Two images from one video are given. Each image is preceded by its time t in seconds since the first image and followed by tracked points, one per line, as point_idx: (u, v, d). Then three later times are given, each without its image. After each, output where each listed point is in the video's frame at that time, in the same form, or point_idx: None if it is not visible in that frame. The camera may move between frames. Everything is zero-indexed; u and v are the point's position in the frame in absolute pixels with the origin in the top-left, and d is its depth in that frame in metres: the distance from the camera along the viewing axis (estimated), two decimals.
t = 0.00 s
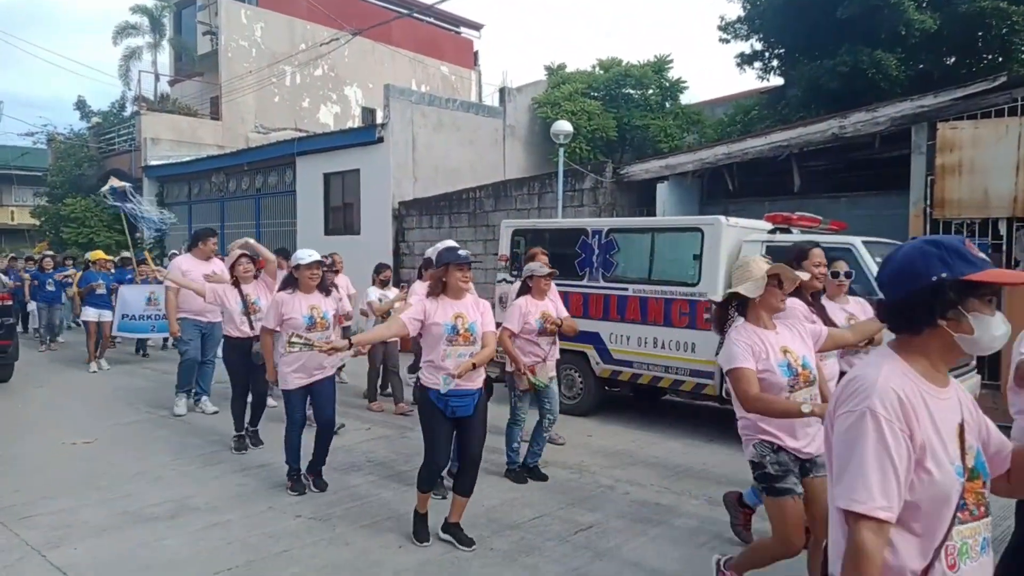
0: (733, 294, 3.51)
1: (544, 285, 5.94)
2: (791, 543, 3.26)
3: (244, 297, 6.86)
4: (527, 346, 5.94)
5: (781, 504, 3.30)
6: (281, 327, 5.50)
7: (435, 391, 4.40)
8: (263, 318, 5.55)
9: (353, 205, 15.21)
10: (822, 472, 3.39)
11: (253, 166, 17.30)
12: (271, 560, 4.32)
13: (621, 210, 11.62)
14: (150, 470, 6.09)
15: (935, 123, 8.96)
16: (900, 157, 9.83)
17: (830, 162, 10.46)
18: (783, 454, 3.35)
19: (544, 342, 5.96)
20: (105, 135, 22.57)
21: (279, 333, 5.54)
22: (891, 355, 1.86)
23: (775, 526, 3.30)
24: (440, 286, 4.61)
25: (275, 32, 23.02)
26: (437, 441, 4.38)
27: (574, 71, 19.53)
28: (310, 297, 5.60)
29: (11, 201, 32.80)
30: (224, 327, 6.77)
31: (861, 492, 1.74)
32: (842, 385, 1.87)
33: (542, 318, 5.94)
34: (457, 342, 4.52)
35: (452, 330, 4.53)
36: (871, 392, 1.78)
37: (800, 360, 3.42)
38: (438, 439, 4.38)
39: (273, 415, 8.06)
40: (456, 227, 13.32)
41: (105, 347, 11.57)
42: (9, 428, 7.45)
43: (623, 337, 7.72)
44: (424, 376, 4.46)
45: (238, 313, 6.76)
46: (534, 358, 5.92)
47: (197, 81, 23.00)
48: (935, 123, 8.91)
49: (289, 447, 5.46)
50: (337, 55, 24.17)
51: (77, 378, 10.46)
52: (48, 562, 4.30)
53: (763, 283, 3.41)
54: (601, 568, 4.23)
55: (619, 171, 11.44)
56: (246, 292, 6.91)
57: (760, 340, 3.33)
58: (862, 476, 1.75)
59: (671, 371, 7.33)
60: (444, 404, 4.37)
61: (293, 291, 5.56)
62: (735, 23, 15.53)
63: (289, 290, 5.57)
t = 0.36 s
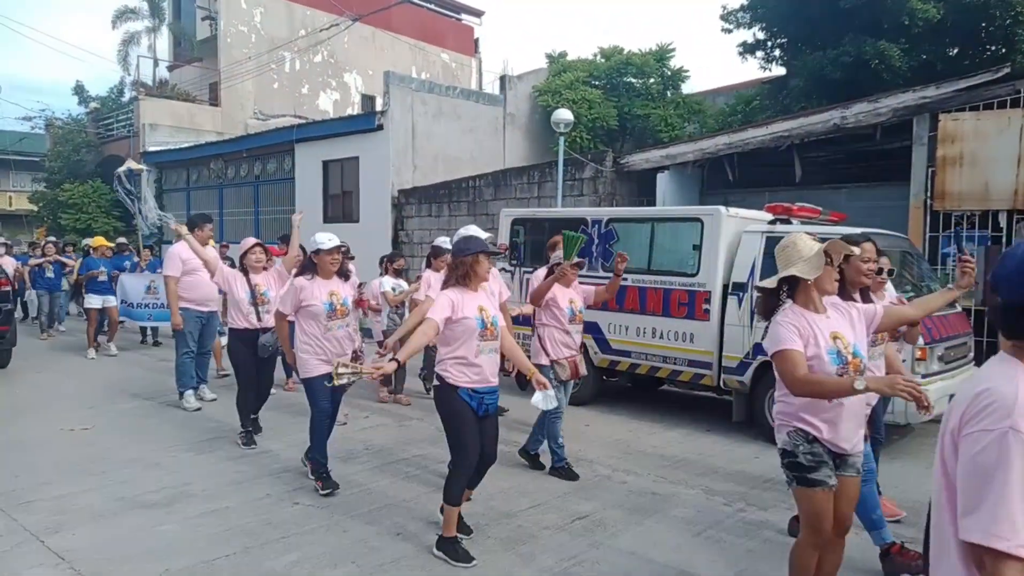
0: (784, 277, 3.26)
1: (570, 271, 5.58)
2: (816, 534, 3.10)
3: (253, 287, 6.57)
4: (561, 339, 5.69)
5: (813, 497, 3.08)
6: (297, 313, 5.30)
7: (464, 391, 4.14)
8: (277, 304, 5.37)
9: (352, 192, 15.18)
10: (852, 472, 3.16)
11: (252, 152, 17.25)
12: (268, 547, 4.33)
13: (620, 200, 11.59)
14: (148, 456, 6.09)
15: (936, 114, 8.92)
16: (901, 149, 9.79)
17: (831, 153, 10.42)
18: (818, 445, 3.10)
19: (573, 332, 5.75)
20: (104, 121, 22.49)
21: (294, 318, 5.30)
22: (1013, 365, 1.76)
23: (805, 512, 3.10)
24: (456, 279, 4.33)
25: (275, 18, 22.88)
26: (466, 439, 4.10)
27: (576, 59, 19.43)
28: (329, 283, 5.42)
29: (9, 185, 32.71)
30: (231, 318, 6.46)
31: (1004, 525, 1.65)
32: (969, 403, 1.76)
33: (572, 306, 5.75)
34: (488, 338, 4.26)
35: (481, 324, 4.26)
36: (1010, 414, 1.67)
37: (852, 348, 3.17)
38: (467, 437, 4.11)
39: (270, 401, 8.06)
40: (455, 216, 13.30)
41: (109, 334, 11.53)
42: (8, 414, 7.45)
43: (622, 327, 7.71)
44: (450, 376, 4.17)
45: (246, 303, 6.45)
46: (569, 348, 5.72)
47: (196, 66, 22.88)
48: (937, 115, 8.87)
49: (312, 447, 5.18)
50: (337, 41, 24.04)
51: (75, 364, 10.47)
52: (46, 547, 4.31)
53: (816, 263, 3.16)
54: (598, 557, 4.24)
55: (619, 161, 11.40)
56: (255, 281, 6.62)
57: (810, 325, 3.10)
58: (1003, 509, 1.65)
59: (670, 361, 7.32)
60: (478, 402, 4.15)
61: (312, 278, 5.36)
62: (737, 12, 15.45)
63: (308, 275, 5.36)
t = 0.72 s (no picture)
0: (818, 277, 3.15)
1: (600, 273, 5.42)
2: (835, 539, 3.10)
3: (270, 286, 6.34)
4: (598, 344, 5.61)
5: (839, 507, 3.06)
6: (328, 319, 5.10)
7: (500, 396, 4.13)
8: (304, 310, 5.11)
9: (354, 190, 15.17)
10: (898, 478, 3.02)
11: (254, 150, 17.25)
12: (270, 544, 4.33)
13: (622, 198, 11.58)
14: (151, 453, 6.10)
15: (939, 113, 8.91)
16: (903, 148, 9.78)
17: (833, 151, 10.41)
18: (851, 455, 3.03)
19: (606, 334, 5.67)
20: (105, 118, 22.49)
21: (320, 323, 5.15)
22: None
23: (824, 518, 3.11)
24: (496, 283, 4.14)
25: (277, 15, 22.84)
26: (491, 437, 4.12)
27: (578, 57, 19.42)
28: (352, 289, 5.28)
29: (10, 183, 32.71)
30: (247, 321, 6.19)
31: None
32: None
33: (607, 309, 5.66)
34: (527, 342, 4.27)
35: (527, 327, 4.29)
36: None
37: (889, 351, 3.08)
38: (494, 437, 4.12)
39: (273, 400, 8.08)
40: (457, 214, 13.29)
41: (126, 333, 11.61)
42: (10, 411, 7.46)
43: (624, 326, 7.71)
44: (483, 378, 4.13)
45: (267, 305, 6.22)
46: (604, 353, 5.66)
47: (198, 63, 22.84)
48: (940, 114, 8.86)
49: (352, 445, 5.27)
50: (339, 39, 24.05)
51: (78, 361, 10.48)
52: (48, 544, 4.31)
53: (853, 261, 3.04)
54: (600, 555, 4.24)
55: (621, 159, 11.40)
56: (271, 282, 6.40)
57: (848, 325, 2.99)
58: None
59: (672, 360, 7.31)
60: (513, 406, 4.16)
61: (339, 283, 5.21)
62: (739, 11, 15.45)
63: (331, 279, 5.26)
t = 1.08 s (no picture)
0: (889, 287, 3.02)
1: (646, 271, 5.44)
2: None
3: (297, 290, 6.16)
4: (643, 344, 5.59)
5: (954, 537, 2.82)
6: (375, 326, 4.91)
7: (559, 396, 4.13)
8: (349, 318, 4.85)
9: (358, 194, 15.19)
10: (984, 504, 2.96)
11: (259, 154, 17.29)
12: (277, 548, 4.33)
13: (627, 201, 11.57)
14: (157, 457, 6.10)
15: (945, 114, 8.88)
16: (908, 149, 9.75)
17: (839, 153, 10.39)
18: (948, 475, 2.88)
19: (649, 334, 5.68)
20: (111, 123, 22.58)
21: (363, 333, 4.90)
22: None
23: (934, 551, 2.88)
24: (546, 288, 4.11)
25: (281, 20, 22.90)
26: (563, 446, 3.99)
27: (582, 60, 19.42)
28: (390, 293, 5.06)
29: (17, 189, 32.85)
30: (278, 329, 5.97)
31: None
32: None
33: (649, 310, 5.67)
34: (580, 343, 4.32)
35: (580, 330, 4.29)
36: None
37: (976, 365, 2.91)
38: (567, 446, 3.98)
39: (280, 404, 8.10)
40: (461, 217, 13.29)
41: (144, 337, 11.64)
42: (16, 415, 7.47)
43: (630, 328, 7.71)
44: (537, 384, 4.09)
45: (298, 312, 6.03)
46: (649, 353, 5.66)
47: (203, 68, 22.92)
48: (946, 114, 8.83)
49: (390, 456, 5.03)
50: (343, 43, 24.13)
51: (84, 365, 10.51)
52: (56, 548, 4.31)
53: (922, 270, 2.93)
54: (607, 558, 4.22)
55: (625, 162, 11.38)
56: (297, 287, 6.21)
57: (925, 342, 2.84)
58: None
59: (678, 363, 7.28)
60: (568, 406, 4.17)
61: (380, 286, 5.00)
62: (743, 13, 15.45)
63: (371, 284, 4.98)
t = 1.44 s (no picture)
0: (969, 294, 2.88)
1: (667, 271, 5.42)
2: None
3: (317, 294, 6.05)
4: (665, 341, 5.55)
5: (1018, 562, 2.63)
6: (400, 328, 4.83)
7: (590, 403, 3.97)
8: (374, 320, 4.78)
9: (364, 197, 15.23)
10: None
11: (265, 158, 17.34)
12: (283, 551, 4.32)
13: (633, 204, 11.55)
14: (163, 460, 6.11)
15: (952, 117, 8.84)
16: (915, 152, 9.72)
17: (845, 157, 10.36)
18: None
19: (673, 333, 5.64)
20: (119, 126, 22.69)
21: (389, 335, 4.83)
22: None
23: None
24: (571, 288, 4.02)
25: (288, 24, 22.99)
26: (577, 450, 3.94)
27: (587, 64, 19.43)
28: (419, 295, 4.97)
29: (25, 192, 33.01)
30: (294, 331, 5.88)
31: None
32: None
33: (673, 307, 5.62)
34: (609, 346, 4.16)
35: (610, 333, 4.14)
36: None
37: None
38: (589, 451, 3.95)
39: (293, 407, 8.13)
40: (467, 221, 13.31)
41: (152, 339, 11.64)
42: (24, 418, 7.49)
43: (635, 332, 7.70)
44: (572, 387, 3.95)
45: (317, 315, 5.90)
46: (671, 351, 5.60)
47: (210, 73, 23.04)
48: (954, 118, 8.79)
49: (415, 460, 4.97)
50: (349, 48, 24.25)
51: (91, 368, 10.55)
52: (63, 550, 4.32)
53: (1000, 279, 2.76)
54: (613, 563, 4.21)
55: (631, 165, 11.36)
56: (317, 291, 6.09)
57: (998, 355, 2.69)
58: None
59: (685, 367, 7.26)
60: (601, 413, 4.00)
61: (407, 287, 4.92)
62: (749, 17, 15.47)
63: (398, 286, 4.90)
